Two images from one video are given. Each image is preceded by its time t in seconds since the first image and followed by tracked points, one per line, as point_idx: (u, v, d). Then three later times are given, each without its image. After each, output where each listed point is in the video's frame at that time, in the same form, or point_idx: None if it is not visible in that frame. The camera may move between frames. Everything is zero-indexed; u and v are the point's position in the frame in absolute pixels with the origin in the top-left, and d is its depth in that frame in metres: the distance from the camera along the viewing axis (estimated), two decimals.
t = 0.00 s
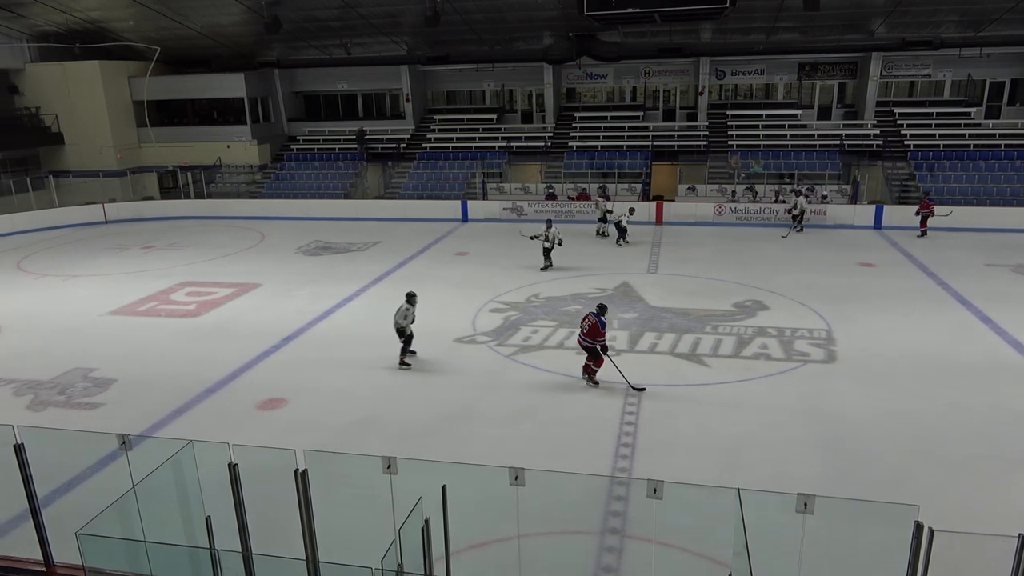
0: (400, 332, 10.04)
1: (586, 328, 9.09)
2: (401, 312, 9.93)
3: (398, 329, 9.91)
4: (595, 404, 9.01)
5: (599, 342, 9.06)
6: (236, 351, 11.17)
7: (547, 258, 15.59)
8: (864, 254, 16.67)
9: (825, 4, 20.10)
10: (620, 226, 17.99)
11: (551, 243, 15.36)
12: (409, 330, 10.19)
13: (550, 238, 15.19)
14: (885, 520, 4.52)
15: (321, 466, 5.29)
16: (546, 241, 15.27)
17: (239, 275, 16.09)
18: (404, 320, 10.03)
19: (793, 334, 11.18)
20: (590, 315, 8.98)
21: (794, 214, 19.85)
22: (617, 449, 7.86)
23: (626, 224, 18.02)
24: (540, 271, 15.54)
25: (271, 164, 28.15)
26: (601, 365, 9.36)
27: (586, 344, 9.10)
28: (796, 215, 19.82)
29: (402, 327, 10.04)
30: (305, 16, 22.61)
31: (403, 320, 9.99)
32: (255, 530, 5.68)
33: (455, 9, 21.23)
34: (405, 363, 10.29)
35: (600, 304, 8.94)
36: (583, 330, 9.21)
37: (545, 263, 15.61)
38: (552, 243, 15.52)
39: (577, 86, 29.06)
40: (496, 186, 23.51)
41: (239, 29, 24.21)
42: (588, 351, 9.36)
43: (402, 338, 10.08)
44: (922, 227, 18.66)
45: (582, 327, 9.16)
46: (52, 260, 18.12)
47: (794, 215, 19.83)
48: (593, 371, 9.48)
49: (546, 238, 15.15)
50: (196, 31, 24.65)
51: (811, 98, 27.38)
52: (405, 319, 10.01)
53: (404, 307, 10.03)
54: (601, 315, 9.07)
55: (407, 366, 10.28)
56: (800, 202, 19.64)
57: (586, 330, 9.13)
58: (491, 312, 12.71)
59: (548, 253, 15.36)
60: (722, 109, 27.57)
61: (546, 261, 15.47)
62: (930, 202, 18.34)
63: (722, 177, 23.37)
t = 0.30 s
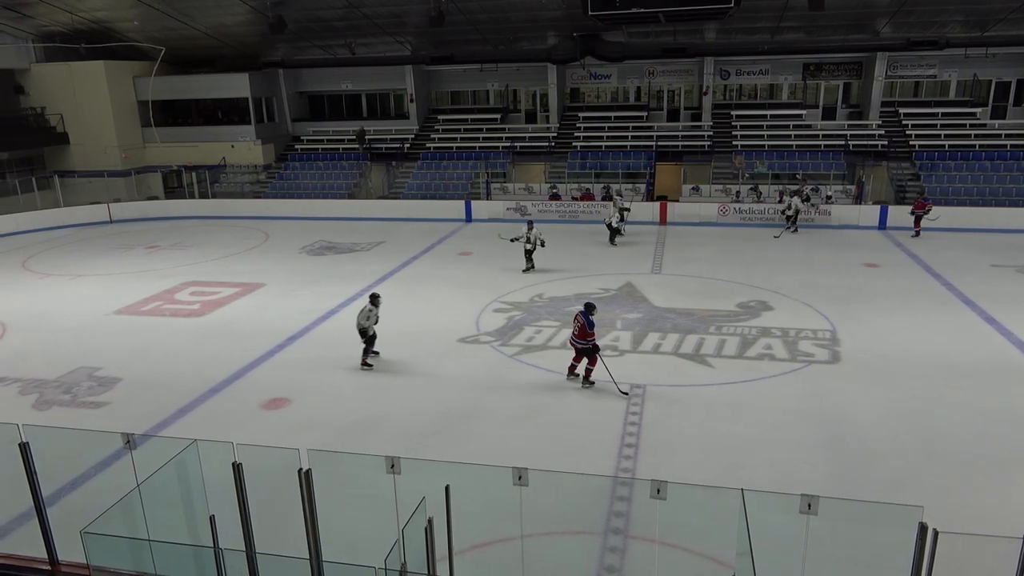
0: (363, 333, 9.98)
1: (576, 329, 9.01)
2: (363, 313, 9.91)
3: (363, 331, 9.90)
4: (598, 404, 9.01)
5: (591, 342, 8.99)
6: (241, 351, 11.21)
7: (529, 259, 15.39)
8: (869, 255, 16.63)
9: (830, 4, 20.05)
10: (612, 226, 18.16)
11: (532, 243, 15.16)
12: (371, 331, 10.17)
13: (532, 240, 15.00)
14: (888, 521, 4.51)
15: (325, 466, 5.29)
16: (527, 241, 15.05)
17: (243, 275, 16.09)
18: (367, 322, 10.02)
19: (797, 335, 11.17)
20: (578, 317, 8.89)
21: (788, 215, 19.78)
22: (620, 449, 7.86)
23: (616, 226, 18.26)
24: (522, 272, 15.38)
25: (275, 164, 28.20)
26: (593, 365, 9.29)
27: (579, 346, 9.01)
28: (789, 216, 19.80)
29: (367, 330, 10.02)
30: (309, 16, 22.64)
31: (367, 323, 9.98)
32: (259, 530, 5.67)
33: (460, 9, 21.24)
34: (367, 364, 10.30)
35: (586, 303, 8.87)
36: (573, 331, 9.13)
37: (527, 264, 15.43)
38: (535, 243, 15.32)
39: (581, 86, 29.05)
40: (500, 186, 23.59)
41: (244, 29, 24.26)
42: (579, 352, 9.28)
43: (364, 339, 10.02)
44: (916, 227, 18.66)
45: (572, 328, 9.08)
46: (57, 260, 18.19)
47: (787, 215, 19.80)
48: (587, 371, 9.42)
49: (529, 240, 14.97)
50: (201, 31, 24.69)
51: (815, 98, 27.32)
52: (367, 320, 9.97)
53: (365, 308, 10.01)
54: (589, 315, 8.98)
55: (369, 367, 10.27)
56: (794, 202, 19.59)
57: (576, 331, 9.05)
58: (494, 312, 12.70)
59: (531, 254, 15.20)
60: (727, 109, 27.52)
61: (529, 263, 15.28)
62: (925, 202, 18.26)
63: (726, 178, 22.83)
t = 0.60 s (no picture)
0: (326, 334, 9.98)
1: (575, 334, 8.90)
2: (327, 315, 9.88)
3: (324, 333, 9.89)
4: (601, 405, 8.99)
5: (589, 346, 8.97)
6: (244, 350, 11.21)
7: (511, 261, 15.23)
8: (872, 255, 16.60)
9: (834, 4, 20.02)
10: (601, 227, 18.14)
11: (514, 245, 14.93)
12: (334, 332, 10.16)
13: (513, 242, 14.77)
14: (891, 521, 4.50)
15: (328, 465, 5.29)
16: (508, 243, 14.81)
17: (244, 275, 16.07)
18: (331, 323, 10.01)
19: (800, 335, 11.15)
20: (578, 322, 8.79)
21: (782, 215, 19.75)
22: (623, 449, 7.85)
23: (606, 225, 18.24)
24: (505, 275, 15.27)
25: (278, 164, 28.22)
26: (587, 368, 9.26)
27: (579, 351, 8.94)
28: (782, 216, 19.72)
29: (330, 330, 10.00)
30: (312, 16, 22.67)
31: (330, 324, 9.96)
32: (261, 530, 5.66)
33: (462, 9, 21.25)
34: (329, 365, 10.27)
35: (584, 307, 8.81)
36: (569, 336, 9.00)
37: (509, 266, 15.29)
38: (515, 245, 15.12)
39: (584, 85, 29.05)
40: (503, 186, 23.62)
41: (247, 29, 24.29)
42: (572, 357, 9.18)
43: (327, 340, 10.02)
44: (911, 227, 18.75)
45: (569, 334, 8.93)
46: (60, 259, 18.21)
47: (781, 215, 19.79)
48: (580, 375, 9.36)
49: (512, 242, 14.75)
50: (204, 31, 24.73)
51: (819, 98, 27.28)
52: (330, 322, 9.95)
53: (330, 310, 9.97)
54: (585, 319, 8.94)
55: (331, 368, 10.24)
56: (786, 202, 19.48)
57: (575, 336, 8.94)
58: (497, 312, 12.69)
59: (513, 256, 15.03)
60: (730, 109, 27.47)
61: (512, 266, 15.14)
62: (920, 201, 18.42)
63: (728, 178, 23.14)
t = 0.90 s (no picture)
0: (291, 336, 9.97)
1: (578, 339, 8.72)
2: (293, 317, 9.87)
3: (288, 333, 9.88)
4: (602, 405, 8.99)
5: (590, 350, 8.85)
6: (245, 350, 11.22)
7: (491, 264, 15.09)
8: (875, 255, 16.60)
9: (837, 3, 20.01)
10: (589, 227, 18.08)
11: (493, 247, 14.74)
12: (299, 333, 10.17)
13: (493, 244, 14.59)
14: (894, 520, 4.49)
15: (330, 465, 5.29)
16: (489, 245, 14.62)
17: (246, 274, 16.08)
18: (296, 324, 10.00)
19: (803, 335, 11.13)
20: (581, 327, 8.62)
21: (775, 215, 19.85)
22: (625, 449, 7.85)
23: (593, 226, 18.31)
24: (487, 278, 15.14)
25: (280, 164, 28.25)
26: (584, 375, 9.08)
27: (584, 356, 8.78)
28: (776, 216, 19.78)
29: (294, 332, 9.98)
30: (315, 16, 22.69)
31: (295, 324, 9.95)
32: (264, 529, 5.66)
33: (465, 9, 21.25)
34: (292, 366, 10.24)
35: (584, 311, 8.66)
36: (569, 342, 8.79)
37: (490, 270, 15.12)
38: (496, 247, 14.95)
39: (586, 85, 29.06)
40: (505, 186, 23.61)
41: (249, 29, 24.32)
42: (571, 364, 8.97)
43: (292, 342, 10.01)
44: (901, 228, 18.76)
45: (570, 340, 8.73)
46: (63, 259, 18.21)
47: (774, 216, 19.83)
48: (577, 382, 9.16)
49: (490, 244, 14.54)
50: (206, 31, 24.75)
51: (821, 98, 27.26)
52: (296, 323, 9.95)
53: (296, 312, 9.97)
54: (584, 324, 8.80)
55: (293, 370, 10.20)
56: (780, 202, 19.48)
57: (576, 341, 8.76)
58: (499, 312, 12.69)
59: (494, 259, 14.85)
60: (732, 109, 27.46)
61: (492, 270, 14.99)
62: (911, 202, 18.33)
63: (731, 178, 23.15)
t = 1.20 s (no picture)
0: (260, 338, 9.95)
1: (569, 345, 8.44)
2: (263, 319, 9.87)
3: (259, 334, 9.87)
4: (604, 405, 8.98)
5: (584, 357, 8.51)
6: (247, 350, 11.23)
7: (473, 267, 14.83)
8: (876, 255, 16.60)
9: (839, 3, 19.99)
10: (576, 226, 18.16)
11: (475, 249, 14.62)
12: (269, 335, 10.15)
13: (476, 245, 14.48)
14: (895, 521, 4.49)
15: (332, 465, 5.29)
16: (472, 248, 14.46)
17: (248, 274, 16.07)
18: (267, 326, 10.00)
19: (805, 335, 11.12)
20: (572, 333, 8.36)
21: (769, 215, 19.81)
22: (627, 449, 7.84)
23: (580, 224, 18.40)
24: (467, 282, 14.91)
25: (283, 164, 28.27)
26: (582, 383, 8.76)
27: (574, 363, 8.46)
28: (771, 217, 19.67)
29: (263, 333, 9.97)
30: (317, 16, 22.71)
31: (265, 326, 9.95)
32: (266, 529, 5.66)
33: (467, 9, 21.25)
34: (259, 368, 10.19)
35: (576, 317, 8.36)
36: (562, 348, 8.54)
37: (471, 272, 14.88)
38: (479, 248, 14.85)
39: (588, 85, 29.08)
40: (507, 186, 23.59)
41: (252, 29, 24.34)
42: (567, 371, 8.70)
43: (261, 344, 9.98)
44: (894, 227, 18.79)
45: (562, 345, 8.48)
46: (65, 259, 18.22)
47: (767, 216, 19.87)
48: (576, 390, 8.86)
49: (473, 246, 14.42)
50: (209, 31, 24.78)
51: (824, 98, 27.23)
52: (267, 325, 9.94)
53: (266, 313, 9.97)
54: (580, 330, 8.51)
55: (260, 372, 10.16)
56: (774, 203, 19.47)
57: (568, 347, 8.48)
58: (501, 312, 12.69)
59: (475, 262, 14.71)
60: (734, 109, 27.44)
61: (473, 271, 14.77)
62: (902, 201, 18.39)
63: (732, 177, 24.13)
